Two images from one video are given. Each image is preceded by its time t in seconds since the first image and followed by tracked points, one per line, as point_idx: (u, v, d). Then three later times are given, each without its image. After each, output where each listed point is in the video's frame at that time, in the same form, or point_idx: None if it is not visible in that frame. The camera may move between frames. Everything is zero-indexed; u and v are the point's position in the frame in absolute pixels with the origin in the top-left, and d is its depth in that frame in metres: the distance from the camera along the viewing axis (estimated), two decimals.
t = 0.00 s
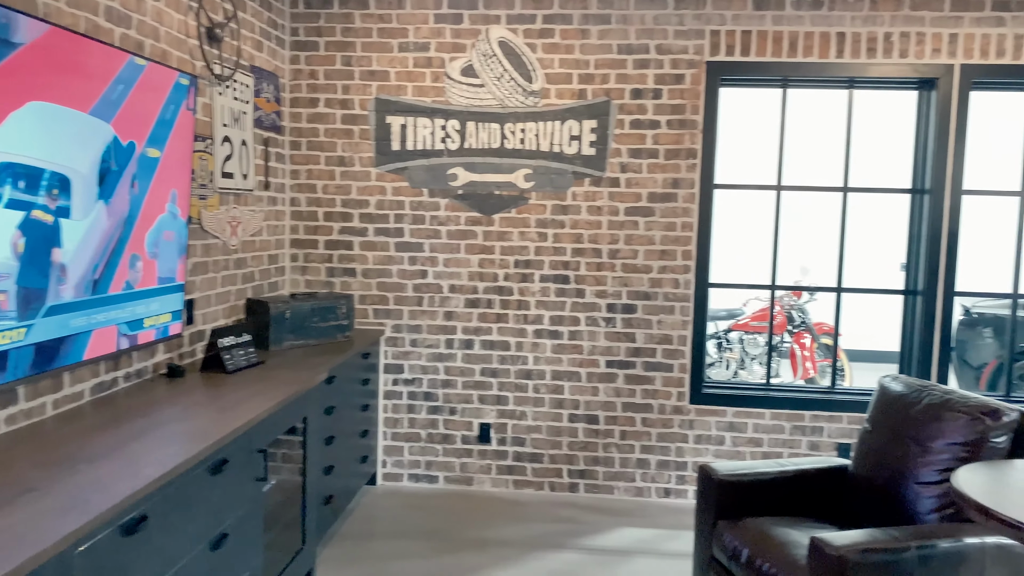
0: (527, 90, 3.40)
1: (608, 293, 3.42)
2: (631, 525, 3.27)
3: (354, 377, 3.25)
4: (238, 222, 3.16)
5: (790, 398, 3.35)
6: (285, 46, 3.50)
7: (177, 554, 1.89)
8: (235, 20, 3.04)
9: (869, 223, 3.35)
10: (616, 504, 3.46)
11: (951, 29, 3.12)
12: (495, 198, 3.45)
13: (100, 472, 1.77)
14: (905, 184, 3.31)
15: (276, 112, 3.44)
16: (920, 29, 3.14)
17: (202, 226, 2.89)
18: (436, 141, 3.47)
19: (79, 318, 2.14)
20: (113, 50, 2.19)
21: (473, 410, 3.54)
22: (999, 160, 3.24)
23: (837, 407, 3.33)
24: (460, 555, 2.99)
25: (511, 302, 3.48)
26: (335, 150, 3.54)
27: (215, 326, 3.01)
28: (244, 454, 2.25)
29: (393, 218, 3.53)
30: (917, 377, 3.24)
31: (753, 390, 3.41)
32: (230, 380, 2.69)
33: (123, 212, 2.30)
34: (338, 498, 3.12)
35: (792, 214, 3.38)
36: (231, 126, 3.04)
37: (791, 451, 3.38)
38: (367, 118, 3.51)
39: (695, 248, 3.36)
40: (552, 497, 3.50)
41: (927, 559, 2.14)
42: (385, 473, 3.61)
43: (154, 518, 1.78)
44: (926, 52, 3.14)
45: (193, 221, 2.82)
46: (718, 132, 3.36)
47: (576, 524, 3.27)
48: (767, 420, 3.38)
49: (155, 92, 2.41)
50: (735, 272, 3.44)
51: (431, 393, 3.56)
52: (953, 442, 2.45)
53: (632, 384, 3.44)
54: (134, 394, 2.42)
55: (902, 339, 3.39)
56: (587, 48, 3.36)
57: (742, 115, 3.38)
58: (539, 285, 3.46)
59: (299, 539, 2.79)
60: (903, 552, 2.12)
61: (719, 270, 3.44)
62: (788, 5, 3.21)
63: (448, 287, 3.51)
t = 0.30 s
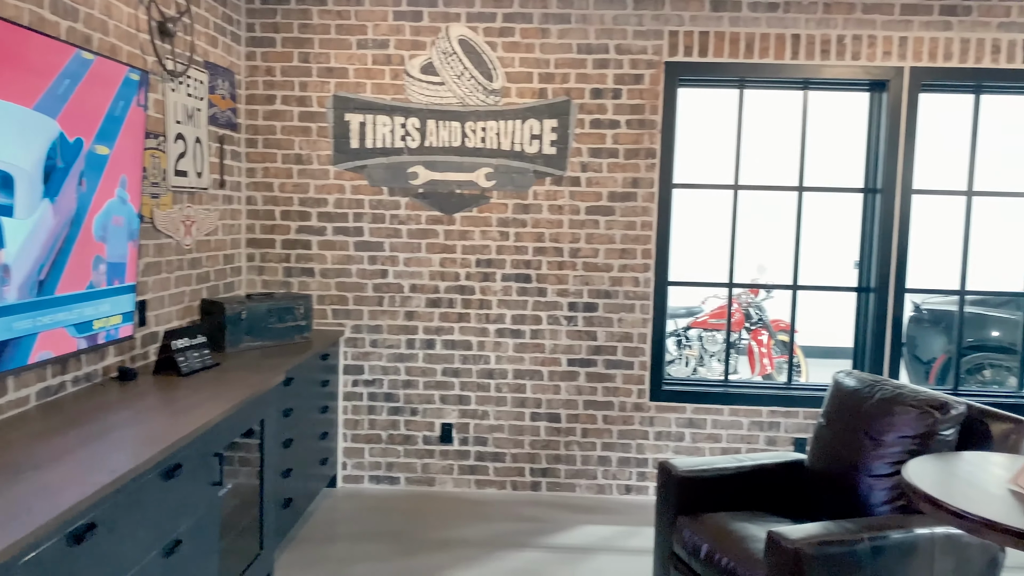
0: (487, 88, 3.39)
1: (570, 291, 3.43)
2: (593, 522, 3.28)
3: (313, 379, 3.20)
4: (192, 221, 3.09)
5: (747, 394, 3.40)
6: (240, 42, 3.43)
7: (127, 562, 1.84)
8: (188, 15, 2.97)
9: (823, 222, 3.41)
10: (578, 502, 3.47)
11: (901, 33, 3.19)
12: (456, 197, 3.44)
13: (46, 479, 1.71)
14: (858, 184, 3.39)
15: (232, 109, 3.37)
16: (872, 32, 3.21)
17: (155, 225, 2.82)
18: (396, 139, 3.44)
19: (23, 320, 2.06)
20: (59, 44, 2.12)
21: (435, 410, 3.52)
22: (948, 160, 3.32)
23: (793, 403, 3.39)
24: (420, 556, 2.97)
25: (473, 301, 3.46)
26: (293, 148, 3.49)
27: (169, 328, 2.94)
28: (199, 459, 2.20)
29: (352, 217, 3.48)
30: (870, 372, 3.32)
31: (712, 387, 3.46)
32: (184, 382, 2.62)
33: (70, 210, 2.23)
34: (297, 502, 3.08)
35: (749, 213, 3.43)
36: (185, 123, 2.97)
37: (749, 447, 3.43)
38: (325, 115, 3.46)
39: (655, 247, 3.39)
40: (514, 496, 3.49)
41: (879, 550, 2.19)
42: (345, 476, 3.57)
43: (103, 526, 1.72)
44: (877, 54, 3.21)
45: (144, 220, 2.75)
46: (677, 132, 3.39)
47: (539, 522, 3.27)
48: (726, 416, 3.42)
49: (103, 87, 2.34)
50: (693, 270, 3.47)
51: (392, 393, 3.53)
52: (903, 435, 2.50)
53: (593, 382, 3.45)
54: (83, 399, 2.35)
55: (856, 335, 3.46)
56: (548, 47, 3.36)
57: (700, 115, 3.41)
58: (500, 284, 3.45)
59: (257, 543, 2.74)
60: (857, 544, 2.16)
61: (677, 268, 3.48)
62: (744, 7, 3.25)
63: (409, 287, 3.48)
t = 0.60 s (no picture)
0: (451, 86, 3.37)
1: (534, 290, 3.43)
2: (557, 520, 3.28)
3: (274, 380, 3.16)
4: (148, 220, 3.02)
5: (709, 391, 3.44)
6: (197, 37, 3.36)
7: (79, 570, 1.79)
8: (143, 9, 2.90)
9: (782, 221, 3.47)
10: (544, 500, 3.47)
11: (857, 35, 3.25)
12: (419, 195, 3.41)
13: None
14: (816, 184, 3.44)
15: (189, 106, 3.30)
16: (829, 34, 3.26)
17: (109, 225, 2.74)
18: (358, 137, 3.40)
19: None
20: (6, 37, 2.05)
21: (399, 411, 3.49)
22: (902, 160, 3.39)
23: (754, 399, 3.43)
24: (384, 557, 2.95)
25: (437, 300, 3.44)
26: (252, 146, 3.43)
27: (124, 330, 2.86)
28: (155, 463, 2.15)
29: (314, 216, 3.44)
30: (828, 368, 3.38)
31: (674, 384, 3.48)
32: (139, 385, 2.56)
33: (18, 209, 2.16)
34: (257, 505, 3.02)
35: (710, 212, 3.47)
36: (140, 120, 2.90)
37: (711, 443, 3.47)
38: (286, 112, 3.41)
39: (618, 246, 3.41)
40: (479, 496, 3.48)
41: (838, 543, 2.23)
42: (308, 478, 3.52)
43: (53, 533, 1.67)
44: (834, 56, 3.27)
45: (98, 219, 2.68)
46: (639, 132, 3.41)
47: (504, 522, 3.26)
48: (688, 413, 3.45)
49: (53, 82, 2.28)
50: (656, 269, 3.50)
51: (355, 394, 3.50)
52: (860, 430, 2.55)
53: (558, 381, 3.46)
54: (32, 403, 2.28)
55: (814, 332, 3.52)
56: (511, 46, 3.35)
57: (662, 115, 3.44)
58: (465, 283, 3.44)
59: (216, 548, 2.69)
60: (816, 537, 2.19)
61: (640, 267, 3.50)
62: (705, 8, 3.28)
63: (372, 286, 3.45)
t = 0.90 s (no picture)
0: (417, 84, 3.35)
1: (502, 289, 3.42)
2: (525, 520, 3.28)
3: (237, 382, 3.11)
4: (106, 219, 2.95)
5: (675, 388, 3.46)
6: (157, 33, 3.30)
7: None
8: (100, 4, 2.83)
9: (747, 220, 3.50)
10: (512, 499, 3.47)
11: (818, 37, 3.30)
12: (385, 194, 3.38)
13: None
14: (779, 183, 3.48)
15: (149, 103, 3.23)
16: (791, 35, 3.30)
17: (65, 224, 2.68)
18: (322, 135, 3.36)
19: None
20: None
21: (365, 412, 3.46)
22: (863, 161, 3.44)
23: (719, 396, 3.46)
24: (351, 559, 2.92)
25: (404, 300, 3.42)
26: (214, 144, 3.37)
27: (81, 331, 2.79)
28: (113, 468, 2.09)
29: (277, 215, 3.40)
30: (791, 365, 3.42)
31: (641, 382, 3.50)
32: (97, 388, 2.50)
33: None
34: (221, 509, 2.97)
35: (676, 211, 3.49)
36: (97, 117, 2.83)
37: (677, 440, 3.49)
38: (248, 110, 3.36)
39: (585, 245, 3.42)
40: (447, 496, 3.47)
41: (800, 538, 2.25)
42: (272, 480, 3.47)
43: (6, 541, 1.62)
44: (796, 57, 3.31)
45: (53, 218, 2.60)
46: (605, 131, 3.42)
47: (471, 522, 3.25)
48: (654, 410, 3.47)
49: (7, 76, 2.21)
50: (623, 268, 3.52)
51: (320, 396, 3.46)
52: (822, 425, 2.58)
53: (526, 380, 3.46)
54: None
55: (778, 329, 3.56)
56: (477, 44, 3.34)
57: (628, 114, 3.46)
58: (432, 283, 3.42)
59: (178, 553, 2.64)
60: (779, 532, 2.22)
61: (607, 266, 3.52)
62: (670, 8, 3.30)
63: (338, 286, 3.42)
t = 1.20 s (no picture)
0: (386, 83, 3.33)
1: (472, 289, 3.41)
2: (496, 519, 3.27)
3: (204, 383, 3.06)
4: (68, 219, 2.90)
5: (644, 386, 3.48)
6: (120, 29, 3.24)
7: None
8: None
9: (716, 220, 3.53)
10: (483, 499, 3.46)
11: (785, 38, 3.33)
12: (354, 193, 3.36)
13: None
14: (747, 182, 3.52)
15: (112, 100, 3.18)
16: (758, 36, 3.33)
17: (25, 223, 2.62)
18: (290, 134, 3.33)
19: None
20: None
21: (335, 413, 3.43)
22: (829, 160, 3.49)
23: (688, 394, 3.49)
24: (322, 561, 2.89)
25: (374, 299, 3.40)
26: (179, 142, 3.32)
27: (42, 333, 2.73)
28: (74, 472, 2.05)
29: (244, 214, 3.36)
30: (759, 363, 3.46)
31: (611, 380, 3.52)
32: (58, 391, 2.45)
33: None
34: (187, 512, 2.93)
35: (645, 210, 3.51)
36: (58, 114, 2.77)
37: (647, 438, 3.51)
38: (214, 108, 3.32)
39: (555, 244, 3.42)
40: (417, 497, 3.45)
41: (768, 534, 2.27)
42: (241, 483, 3.43)
43: None
44: (763, 58, 3.34)
45: (12, 217, 2.54)
46: (575, 131, 3.43)
47: (442, 522, 3.24)
48: (625, 408, 3.49)
49: None
50: (593, 267, 3.54)
51: (289, 397, 3.42)
52: (789, 422, 2.60)
53: (497, 379, 3.45)
54: None
55: (746, 327, 3.59)
56: (446, 43, 3.33)
57: (598, 114, 3.47)
58: (402, 282, 3.40)
59: (143, 558, 2.59)
60: (747, 528, 2.24)
61: (577, 265, 3.53)
62: (639, 8, 3.32)
63: (306, 286, 3.39)
